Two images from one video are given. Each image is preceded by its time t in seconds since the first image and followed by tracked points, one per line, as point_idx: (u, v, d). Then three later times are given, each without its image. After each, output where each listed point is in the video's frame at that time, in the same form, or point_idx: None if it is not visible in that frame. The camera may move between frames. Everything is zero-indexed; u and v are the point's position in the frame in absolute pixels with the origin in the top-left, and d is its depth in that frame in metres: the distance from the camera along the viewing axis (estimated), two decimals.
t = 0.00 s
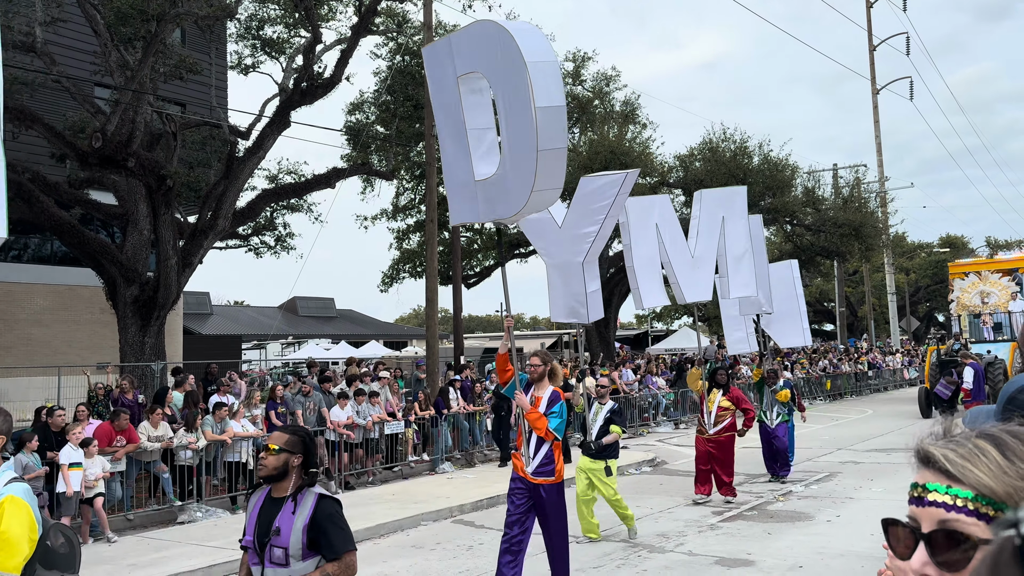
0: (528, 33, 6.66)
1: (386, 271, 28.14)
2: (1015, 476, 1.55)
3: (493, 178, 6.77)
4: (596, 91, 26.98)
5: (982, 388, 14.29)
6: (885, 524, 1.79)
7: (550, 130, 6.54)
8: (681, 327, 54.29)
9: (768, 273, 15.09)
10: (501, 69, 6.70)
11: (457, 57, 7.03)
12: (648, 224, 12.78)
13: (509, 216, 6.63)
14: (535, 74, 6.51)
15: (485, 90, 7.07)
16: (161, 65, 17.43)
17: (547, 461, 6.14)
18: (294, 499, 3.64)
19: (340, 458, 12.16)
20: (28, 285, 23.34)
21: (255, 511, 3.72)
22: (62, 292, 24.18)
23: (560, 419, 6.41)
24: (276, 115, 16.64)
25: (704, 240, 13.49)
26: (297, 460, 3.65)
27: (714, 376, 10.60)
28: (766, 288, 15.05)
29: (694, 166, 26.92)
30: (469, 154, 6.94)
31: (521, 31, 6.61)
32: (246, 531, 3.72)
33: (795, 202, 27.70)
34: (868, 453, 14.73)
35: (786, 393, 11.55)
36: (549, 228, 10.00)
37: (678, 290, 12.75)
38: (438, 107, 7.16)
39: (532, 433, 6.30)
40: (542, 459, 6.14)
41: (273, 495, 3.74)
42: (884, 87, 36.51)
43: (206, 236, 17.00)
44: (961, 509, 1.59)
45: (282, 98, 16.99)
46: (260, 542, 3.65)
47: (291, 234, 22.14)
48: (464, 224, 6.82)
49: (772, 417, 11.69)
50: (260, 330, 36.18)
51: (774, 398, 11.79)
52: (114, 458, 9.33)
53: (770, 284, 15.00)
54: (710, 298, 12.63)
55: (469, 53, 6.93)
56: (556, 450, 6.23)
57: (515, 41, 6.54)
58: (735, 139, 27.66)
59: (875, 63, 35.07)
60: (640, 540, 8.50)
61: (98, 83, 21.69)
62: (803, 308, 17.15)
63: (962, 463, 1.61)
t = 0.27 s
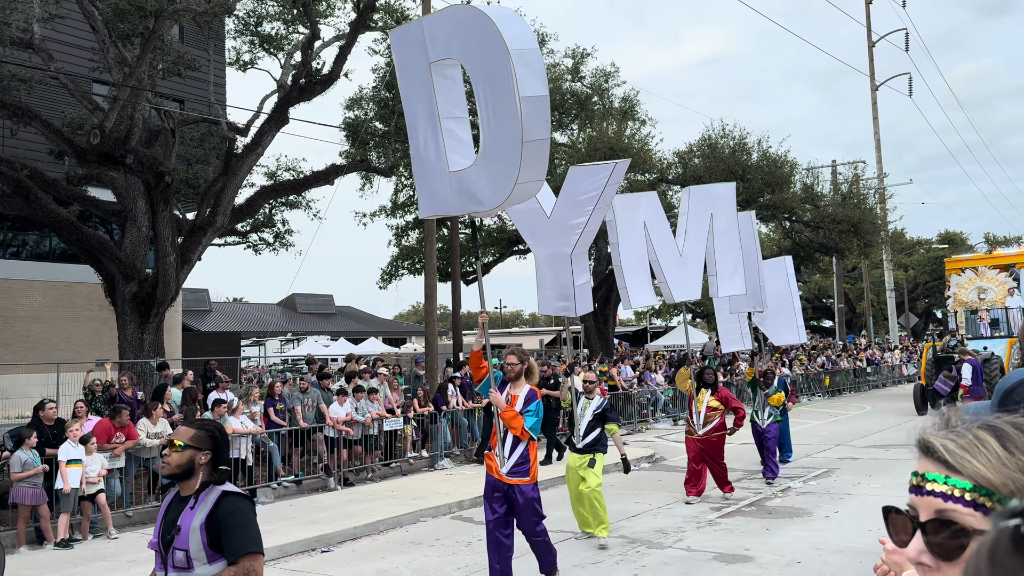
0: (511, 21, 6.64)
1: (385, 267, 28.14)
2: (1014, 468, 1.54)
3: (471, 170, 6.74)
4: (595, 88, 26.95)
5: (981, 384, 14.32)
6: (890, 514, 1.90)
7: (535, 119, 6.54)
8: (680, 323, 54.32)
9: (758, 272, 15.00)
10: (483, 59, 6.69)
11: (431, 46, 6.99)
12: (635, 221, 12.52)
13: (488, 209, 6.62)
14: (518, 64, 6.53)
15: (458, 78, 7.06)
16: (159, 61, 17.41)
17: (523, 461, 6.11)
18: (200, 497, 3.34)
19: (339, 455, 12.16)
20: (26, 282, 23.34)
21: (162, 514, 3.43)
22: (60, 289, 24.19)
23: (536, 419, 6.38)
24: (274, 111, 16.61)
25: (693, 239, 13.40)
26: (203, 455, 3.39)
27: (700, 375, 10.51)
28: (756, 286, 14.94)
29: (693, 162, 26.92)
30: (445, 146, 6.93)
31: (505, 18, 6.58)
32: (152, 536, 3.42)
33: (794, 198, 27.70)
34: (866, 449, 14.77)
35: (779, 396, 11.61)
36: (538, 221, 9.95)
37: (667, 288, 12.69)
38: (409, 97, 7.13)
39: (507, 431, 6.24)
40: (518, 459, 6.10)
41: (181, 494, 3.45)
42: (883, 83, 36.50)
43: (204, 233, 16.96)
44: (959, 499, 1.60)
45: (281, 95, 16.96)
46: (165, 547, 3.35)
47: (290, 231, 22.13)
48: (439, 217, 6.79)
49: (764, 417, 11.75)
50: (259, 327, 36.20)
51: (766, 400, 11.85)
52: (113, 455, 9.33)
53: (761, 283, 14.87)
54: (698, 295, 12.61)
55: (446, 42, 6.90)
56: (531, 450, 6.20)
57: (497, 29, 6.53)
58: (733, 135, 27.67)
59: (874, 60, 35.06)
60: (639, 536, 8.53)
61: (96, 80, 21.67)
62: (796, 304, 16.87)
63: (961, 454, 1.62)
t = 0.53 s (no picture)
0: None
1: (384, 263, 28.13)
2: (1008, 460, 1.53)
3: (446, 159, 6.45)
4: (595, 83, 26.88)
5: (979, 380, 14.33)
6: (884, 504, 1.96)
7: (513, 103, 6.23)
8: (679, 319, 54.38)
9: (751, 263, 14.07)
10: (455, 39, 6.39)
11: (398, 28, 6.70)
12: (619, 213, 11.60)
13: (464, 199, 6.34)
14: (495, 43, 6.22)
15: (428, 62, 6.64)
16: (157, 57, 17.33)
17: (499, 458, 5.95)
18: (73, 518, 3.02)
19: (338, 451, 12.16)
20: (26, 278, 23.33)
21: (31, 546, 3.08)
22: (59, 285, 24.19)
23: (513, 417, 6.22)
24: (272, 107, 16.58)
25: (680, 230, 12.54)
26: (77, 472, 3.08)
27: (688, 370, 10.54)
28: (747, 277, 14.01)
29: (692, 158, 26.91)
30: (416, 135, 6.65)
31: None
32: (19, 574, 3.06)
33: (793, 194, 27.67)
34: (865, 444, 14.78)
35: (774, 390, 11.35)
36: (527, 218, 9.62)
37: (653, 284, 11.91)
38: (376, 80, 6.83)
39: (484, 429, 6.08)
40: (494, 457, 5.95)
41: (53, 519, 3.12)
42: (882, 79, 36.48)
43: (203, 229, 16.94)
44: (955, 490, 1.59)
45: (279, 91, 16.93)
46: None
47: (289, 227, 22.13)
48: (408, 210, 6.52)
49: (759, 411, 11.34)
50: (259, 323, 36.21)
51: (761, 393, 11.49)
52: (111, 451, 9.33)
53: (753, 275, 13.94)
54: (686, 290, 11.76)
55: (413, 22, 6.59)
56: (507, 448, 6.03)
57: (471, 7, 6.23)
58: (733, 131, 27.65)
59: (873, 55, 35.03)
60: (638, 532, 8.53)
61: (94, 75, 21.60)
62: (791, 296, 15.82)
63: (956, 445, 1.60)
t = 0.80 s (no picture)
0: None
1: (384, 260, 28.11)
2: (984, 455, 1.61)
3: (420, 150, 6.31)
4: (595, 79, 26.82)
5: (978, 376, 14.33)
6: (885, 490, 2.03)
7: (486, 92, 6.09)
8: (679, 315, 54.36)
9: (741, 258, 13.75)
10: (427, 28, 6.28)
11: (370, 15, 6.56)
12: (605, 212, 11.48)
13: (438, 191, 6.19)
14: (469, 32, 6.12)
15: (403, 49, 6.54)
16: (156, 53, 17.34)
17: (475, 464, 5.87)
18: None
19: (338, 447, 12.15)
20: (25, 274, 23.30)
21: None
22: (59, 281, 24.18)
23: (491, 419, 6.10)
24: (272, 103, 16.56)
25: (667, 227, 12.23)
26: None
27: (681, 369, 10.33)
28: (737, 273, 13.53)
29: (692, 154, 26.90)
30: (390, 126, 6.51)
31: None
32: None
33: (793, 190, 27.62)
34: (864, 440, 14.79)
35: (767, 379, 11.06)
36: (514, 204, 9.57)
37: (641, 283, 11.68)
38: (349, 70, 6.70)
39: (462, 432, 5.99)
40: (471, 462, 5.87)
41: None
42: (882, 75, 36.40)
43: (202, 225, 16.93)
44: (936, 481, 1.66)
45: (278, 87, 16.91)
46: None
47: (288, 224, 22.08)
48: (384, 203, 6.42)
49: (749, 411, 11.25)
50: (258, 320, 36.20)
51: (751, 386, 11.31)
52: (111, 447, 9.34)
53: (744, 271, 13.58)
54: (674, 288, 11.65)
55: (385, 9, 6.44)
56: (485, 453, 5.94)
57: None
58: (733, 127, 27.63)
59: (873, 50, 34.96)
60: (637, 528, 8.53)
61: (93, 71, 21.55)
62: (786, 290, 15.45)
63: (937, 436, 1.68)
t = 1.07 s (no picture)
0: None
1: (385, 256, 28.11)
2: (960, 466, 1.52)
3: (387, 135, 5.82)
4: (595, 75, 26.80)
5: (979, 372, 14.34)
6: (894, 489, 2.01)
7: (448, 75, 5.81)
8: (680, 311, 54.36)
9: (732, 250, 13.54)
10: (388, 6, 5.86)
11: None
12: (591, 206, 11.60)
13: (405, 178, 5.68)
14: (428, 10, 5.79)
15: (374, 30, 6.08)
16: (156, 49, 17.31)
17: (455, 462, 5.42)
18: None
19: (338, 443, 12.15)
20: (26, 272, 23.30)
21: None
22: (60, 278, 24.19)
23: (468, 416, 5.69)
24: (272, 100, 16.55)
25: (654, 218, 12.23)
26: None
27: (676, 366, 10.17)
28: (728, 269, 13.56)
29: (693, 150, 26.88)
30: (359, 110, 5.99)
31: None
32: None
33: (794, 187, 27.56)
34: (865, 437, 14.79)
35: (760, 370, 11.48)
36: (501, 199, 10.20)
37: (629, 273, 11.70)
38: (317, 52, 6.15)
39: (438, 429, 5.50)
40: (450, 460, 5.41)
41: None
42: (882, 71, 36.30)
43: (202, 222, 16.94)
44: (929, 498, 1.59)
45: (278, 84, 16.89)
46: None
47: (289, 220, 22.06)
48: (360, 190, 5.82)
49: (740, 406, 11.19)
50: (259, 317, 36.21)
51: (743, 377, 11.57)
52: (113, 444, 9.34)
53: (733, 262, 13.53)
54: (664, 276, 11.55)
55: None
56: (465, 450, 5.50)
57: None
58: (734, 123, 27.60)
59: (874, 46, 34.90)
60: (638, 524, 8.54)
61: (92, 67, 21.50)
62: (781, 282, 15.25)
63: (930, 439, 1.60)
